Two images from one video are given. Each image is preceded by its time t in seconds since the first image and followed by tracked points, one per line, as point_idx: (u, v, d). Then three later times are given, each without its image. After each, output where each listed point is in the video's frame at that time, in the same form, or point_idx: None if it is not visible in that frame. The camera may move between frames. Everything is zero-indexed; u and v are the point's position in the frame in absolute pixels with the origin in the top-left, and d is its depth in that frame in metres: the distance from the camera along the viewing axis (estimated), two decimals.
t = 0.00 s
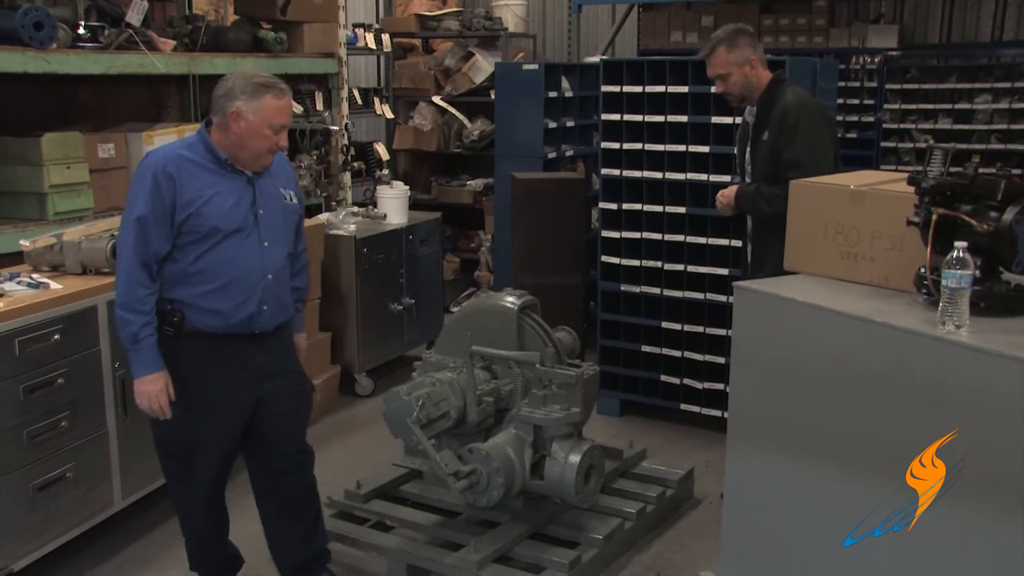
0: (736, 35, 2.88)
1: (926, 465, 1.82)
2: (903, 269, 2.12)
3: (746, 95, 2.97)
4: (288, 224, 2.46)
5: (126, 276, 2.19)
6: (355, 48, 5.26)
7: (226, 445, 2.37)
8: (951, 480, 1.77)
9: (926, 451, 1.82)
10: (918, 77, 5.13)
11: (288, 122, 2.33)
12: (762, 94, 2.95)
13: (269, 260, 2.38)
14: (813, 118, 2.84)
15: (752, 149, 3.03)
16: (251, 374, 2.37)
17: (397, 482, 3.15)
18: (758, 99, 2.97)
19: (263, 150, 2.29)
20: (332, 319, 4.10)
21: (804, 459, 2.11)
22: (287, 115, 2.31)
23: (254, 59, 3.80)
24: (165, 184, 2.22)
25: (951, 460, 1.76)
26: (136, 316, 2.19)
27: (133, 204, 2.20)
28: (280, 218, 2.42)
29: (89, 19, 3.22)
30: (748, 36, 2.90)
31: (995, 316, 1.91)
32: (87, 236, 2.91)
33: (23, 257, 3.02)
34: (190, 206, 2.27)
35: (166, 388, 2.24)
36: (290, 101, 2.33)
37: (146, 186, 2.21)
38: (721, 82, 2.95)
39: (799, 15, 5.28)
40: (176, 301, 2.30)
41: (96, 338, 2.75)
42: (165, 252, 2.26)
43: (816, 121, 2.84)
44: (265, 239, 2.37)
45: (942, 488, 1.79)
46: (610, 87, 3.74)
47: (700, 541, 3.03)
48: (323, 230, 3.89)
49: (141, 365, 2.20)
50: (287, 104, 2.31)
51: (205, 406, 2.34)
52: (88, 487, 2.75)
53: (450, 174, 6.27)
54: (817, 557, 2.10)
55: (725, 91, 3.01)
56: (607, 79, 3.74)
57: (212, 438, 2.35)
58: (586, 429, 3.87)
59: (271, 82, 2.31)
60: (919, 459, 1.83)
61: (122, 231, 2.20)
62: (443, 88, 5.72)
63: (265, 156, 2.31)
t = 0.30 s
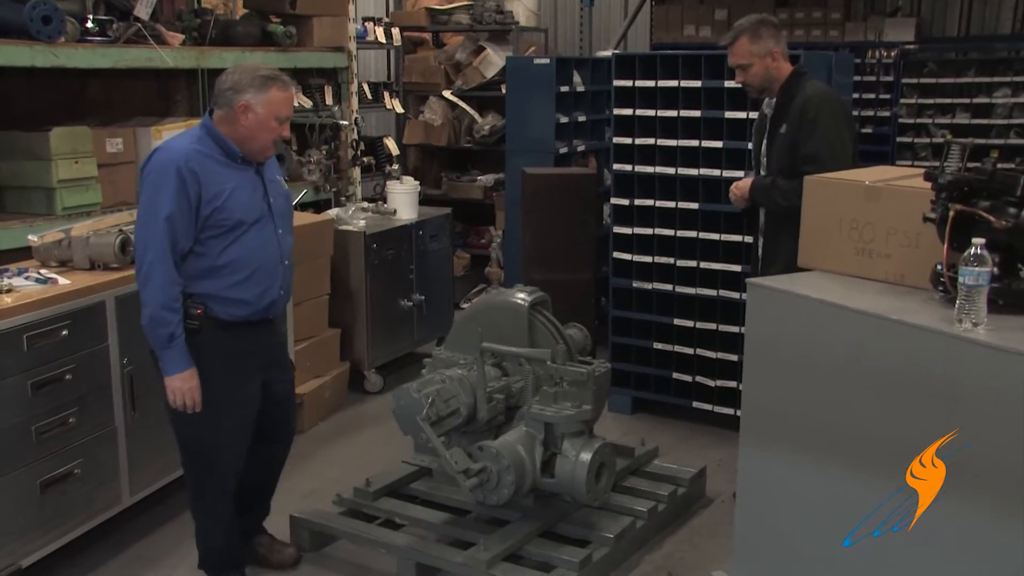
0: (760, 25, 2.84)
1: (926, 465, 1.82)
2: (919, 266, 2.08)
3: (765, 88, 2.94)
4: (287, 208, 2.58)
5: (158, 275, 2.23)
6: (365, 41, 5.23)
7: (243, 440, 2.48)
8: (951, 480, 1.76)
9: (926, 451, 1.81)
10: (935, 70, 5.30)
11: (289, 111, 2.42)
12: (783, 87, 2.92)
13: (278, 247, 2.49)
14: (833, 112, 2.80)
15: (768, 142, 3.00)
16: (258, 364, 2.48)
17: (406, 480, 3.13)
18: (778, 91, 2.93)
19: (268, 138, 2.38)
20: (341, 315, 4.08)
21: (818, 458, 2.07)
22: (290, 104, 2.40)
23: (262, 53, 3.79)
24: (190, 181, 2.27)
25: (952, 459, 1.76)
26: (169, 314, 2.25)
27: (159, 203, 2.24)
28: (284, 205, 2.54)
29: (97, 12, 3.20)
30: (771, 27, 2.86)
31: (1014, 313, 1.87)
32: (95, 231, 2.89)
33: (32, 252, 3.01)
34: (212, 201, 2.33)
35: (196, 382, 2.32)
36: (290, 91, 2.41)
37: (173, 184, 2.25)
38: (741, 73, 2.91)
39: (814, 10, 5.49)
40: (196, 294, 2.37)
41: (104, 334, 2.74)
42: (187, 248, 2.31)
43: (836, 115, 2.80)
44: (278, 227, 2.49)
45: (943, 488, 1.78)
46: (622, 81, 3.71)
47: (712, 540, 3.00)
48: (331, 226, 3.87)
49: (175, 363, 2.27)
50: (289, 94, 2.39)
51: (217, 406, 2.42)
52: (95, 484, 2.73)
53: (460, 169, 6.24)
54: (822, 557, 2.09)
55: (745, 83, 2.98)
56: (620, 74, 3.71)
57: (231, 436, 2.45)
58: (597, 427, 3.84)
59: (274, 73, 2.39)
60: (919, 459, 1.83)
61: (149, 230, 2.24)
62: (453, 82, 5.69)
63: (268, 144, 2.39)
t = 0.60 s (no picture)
0: (775, 16, 2.82)
1: (926, 465, 1.81)
2: (933, 263, 2.04)
3: (777, 80, 2.90)
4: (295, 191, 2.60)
5: (181, 263, 2.25)
6: (373, 35, 5.20)
7: (261, 425, 2.52)
8: (962, 480, 1.73)
9: (926, 451, 1.80)
10: (950, 65, 5.38)
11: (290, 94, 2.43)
12: (796, 78, 2.88)
13: (291, 230, 2.51)
14: (846, 106, 2.76)
15: (779, 134, 2.97)
16: (272, 349, 2.51)
17: (413, 477, 3.11)
18: (790, 84, 2.90)
19: (272, 123, 2.39)
20: (348, 311, 4.06)
21: (832, 457, 2.03)
22: (287, 88, 2.41)
23: (269, 46, 3.78)
24: (203, 170, 2.29)
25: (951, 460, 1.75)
26: (194, 301, 2.27)
27: (176, 193, 2.25)
28: (292, 188, 2.56)
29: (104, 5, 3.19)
30: (784, 19, 2.82)
31: None
32: (100, 226, 2.86)
33: (37, 247, 2.99)
34: (226, 189, 2.34)
35: (225, 365, 2.34)
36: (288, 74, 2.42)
37: (188, 174, 2.27)
38: (754, 66, 2.87)
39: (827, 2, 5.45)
40: (216, 280, 2.38)
41: (109, 330, 2.71)
42: (205, 236, 2.33)
43: (850, 109, 2.76)
44: (290, 211, 2.51)
45: (943, 488, 1.77)
46: (632, 75, 3.67)
47: (722, 539, 2.97)
48: (338, 220, 3.84)
49: (204, 348, 2.29)
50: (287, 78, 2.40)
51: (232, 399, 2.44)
52: (100, 480, 2.71)
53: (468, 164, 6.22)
54: (834, 558, 2.06)
55: (757, 76, 2.94)
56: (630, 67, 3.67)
57: (251, 423, 2.48)
58: (606, 423, 3.82)
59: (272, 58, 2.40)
60: (919, 459, 1.82)
61: (168, 221, 2.25)
62: (461, 75, 5.66)
63: (274, 129, 2.41)
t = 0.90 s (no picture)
0: (788, 8, 2.77)
1: (926, 464, 1.80)
2: (945, 258, 2.01)
3: (787, 73, 2.87)
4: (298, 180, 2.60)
5: (181, 248, 2.24)
6: (378, 27, 5.16)
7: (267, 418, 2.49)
8: (976, 478, 1.70)
9: (926, 451, 1.80)
10: (964, 56, 5.40)
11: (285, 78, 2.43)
12: (808, 71, 2.84)
13: (294, 218, 2.51)
14: (859, 99, 2.72)
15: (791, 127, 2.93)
16: (275, 341, 2.49)
17: (419, 473, 3.09)
18: (802, 77, 2.86)
19: (268, 108, 2.39)
20: (355, 305, 4.04)
21: (844, 455, 2.00)
22: (280, 72, 2.41)
23: (274, 38, 3.76)
24: (201, 156, 2.28)
25: (951, 459, 1.75)
26: (193, 286, 2.26)
27: (176, 179, 2.25)
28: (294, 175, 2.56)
29: None
30: (797, 11, 2.78)
31: None
32: (105, 219, 2.84)
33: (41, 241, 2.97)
34: (226, 175, 2.34)
35: (225, 348, 2.34)
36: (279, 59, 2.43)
37: (186, 160, 2.27)
38: (764, 57, 2.84)
39: None
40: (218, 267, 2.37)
41: (113, 324, 2.70)
42: (205, 222, 2.33)
43: (862, 102, 2.72)
44: (293, 198, 2.50)
45: (943, 489, 1.77)
46: (640, 67, 3.64)
47: (731, 536, 2.94)
48: (344, 214, 3.81)
49: (204, 331, 2.28)
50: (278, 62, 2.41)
51: (237, 391, 2.40)
52: (104, 476, 2.70)
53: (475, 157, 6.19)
54: (845, 557, 2.03)
55: (767, 68, 2.90)
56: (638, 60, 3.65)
57: (259, 418, 2.45)
58: (615, 419, 3.79)
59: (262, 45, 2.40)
60: (919, 459, 1.82)
61: (168, 206, 2.25)
62: (468, 68, 5.63)
63: (271, 113, 2.41)
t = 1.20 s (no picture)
0: (794, 5, 2.76)
1: (926, 465, 1.80)
2: (956, 257, 1.98)
3: (796, 70, 2.84)
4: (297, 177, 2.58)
5: (168, 239, 2.25)
6: (384, 25, 5.14)
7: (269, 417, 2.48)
8: (988, 481, 1.68)
9: (926, 451, 1.80)
10: (976, 53, 5.45)
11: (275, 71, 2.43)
12: (818, 68, 2.82)
13: (290, 213, 2.49)
14: (871, 97, 2.70)
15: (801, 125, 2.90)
16: (270, 337, 2.48)
17: (424, 474, 3.07)
18: (812, 75, 2.83)
19: (259, 101, 2.39)
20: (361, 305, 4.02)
21: (853, 456, 1.97)
22: (271, 65, 2.41)
23: (279, 36, 3.74)
24: (190, 148, 2.29)
25: (949, 459, 1.74)
26: (180, 277, 2.26)
27: (166, 170, 2.26)
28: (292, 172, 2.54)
29: None
30: (805, 9, 2.76)
31: None
32: (110, 218, 2.82)
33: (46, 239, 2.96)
34: (217, 167, 2.34)
35: (208, 343, 2.31)
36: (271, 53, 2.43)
37: (175, 152, 2.27)
38: (772, 55, 2.82)
39: None
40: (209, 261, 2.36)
41: (118, 324, 2.68)
42: (196, 215, 2.32)
43: (874, 100, 2.70)
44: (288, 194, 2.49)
45: (942, 489, 1.77)
46: (648, 66, 3.62)
47: (739, 538, 2.92)
48: (349, 214, 3.80)
49: (187, 324, 2.27)
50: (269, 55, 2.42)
51: (237, 390, 2.39)
52: (108, 476, 2.68)
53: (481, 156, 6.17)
54: (855, 560, 2.00)
55: (776, 66, 2.88)
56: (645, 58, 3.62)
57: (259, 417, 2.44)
58: (622, 420, 3.76)
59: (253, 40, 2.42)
60: (919, 459, 1.81)
61: (157, 197, 2.26)
62: (474, 66, 5.63)
63: (263, 107, 2.40)
